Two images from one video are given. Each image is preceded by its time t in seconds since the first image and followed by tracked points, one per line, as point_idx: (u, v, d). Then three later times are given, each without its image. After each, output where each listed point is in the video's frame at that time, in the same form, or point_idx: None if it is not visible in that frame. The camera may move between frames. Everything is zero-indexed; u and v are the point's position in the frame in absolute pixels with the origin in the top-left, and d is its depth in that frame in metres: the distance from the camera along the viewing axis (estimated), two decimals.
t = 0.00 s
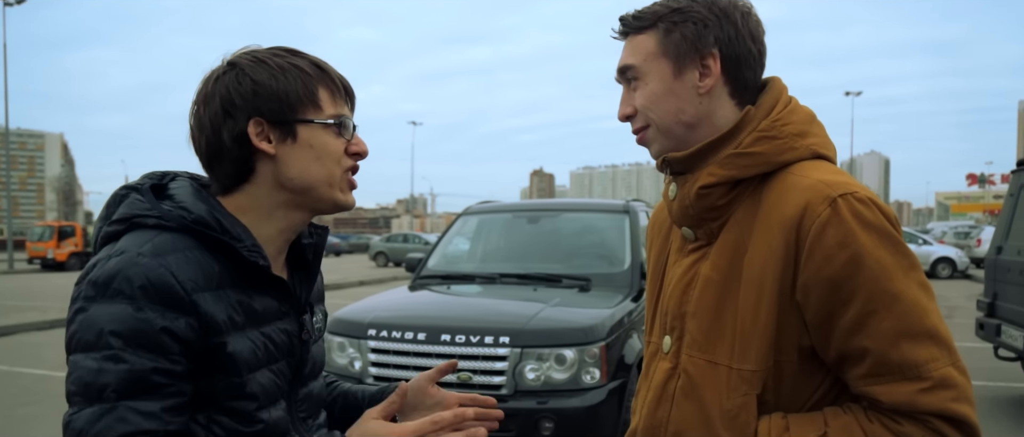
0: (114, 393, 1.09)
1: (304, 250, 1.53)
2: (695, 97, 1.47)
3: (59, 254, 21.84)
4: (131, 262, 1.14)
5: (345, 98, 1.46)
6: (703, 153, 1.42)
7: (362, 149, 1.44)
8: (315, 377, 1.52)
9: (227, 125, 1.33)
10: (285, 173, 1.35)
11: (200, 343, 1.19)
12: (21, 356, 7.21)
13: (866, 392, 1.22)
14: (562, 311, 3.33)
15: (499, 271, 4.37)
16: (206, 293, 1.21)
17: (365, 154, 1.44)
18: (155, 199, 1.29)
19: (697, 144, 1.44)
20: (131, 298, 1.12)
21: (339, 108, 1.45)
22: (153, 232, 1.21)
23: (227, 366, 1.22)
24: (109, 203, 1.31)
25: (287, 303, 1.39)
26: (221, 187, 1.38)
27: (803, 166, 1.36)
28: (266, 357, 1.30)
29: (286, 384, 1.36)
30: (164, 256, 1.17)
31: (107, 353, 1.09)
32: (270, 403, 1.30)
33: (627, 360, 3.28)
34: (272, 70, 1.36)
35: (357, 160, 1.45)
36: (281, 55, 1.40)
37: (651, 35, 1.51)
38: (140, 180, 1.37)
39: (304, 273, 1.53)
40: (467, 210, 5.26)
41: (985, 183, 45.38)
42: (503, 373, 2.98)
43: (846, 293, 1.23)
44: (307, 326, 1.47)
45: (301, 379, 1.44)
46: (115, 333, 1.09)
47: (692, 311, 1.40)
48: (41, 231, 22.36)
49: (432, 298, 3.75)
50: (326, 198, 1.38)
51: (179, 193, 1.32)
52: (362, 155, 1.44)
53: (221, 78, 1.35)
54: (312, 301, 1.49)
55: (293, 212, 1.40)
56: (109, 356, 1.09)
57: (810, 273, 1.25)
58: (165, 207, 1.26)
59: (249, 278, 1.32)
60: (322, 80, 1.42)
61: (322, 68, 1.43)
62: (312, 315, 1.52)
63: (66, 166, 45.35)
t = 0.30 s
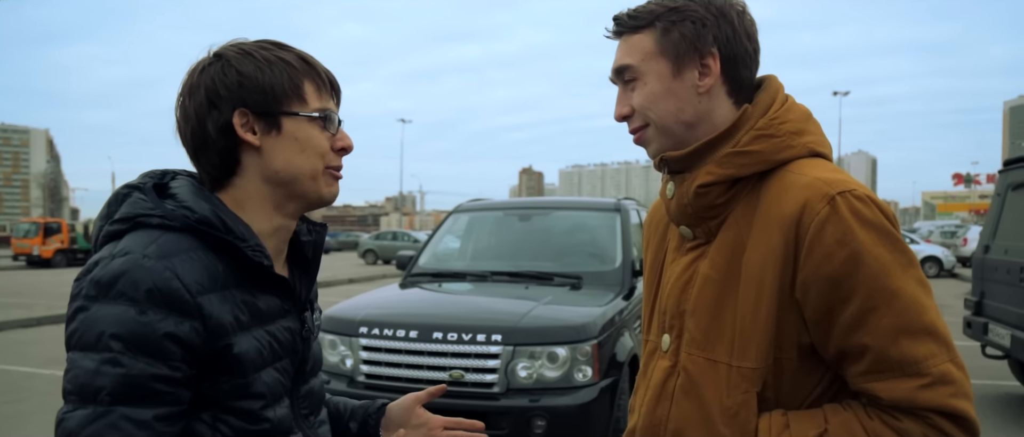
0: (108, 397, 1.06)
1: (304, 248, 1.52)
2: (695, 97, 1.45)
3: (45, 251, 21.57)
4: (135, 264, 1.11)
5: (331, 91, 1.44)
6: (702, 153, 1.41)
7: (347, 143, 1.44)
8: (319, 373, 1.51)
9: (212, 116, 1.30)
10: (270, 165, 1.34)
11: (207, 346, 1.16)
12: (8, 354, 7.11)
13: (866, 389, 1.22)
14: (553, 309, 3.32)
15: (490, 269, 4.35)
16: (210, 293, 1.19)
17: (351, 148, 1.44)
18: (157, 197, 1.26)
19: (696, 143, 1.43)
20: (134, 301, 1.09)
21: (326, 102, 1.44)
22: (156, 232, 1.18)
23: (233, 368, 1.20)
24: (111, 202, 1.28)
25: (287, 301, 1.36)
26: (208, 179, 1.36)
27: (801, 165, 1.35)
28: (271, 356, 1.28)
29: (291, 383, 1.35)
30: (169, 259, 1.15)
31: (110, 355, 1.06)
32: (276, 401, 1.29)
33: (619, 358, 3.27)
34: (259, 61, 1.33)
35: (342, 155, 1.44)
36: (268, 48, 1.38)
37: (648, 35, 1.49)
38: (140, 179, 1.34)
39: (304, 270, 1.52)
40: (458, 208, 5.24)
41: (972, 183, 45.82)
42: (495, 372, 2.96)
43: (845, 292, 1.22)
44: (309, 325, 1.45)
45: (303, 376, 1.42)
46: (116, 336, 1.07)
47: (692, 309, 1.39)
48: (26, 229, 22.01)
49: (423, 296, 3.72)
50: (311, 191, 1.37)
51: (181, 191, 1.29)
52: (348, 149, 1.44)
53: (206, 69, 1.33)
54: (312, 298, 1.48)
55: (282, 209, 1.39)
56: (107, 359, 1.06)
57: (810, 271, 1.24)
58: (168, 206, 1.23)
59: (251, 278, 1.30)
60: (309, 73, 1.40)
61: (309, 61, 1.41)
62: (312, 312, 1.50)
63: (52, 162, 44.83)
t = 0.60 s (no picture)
0: (134, 352, 1.34)
1: (333, 234, 1.78)
2: (689, 93, 1.57)
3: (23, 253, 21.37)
4: (158, 244, 1.39)
5: (344, 106, 1.61)
6: (694, 143, 1.57)
7: (349, 157, 1.58)
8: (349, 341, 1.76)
9: (239, 124, 1.61)
10: (272, 166, 1.58)
11: (217, 310, 1.43)
12: None
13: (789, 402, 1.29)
14: (498, 304, 3.66)
15: (420, 264, 4.55)
16: (224, 266, 1.46)
17: (352, 162, 1.58)
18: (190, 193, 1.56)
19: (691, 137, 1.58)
20: (157, 273, 1.37)
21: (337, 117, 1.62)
22: (185, 218, 1.48)
23: (240, 329, 1.47)
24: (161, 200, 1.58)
25: (307, 276, 1.62)
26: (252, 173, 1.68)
27: (777, 171, 1.40)
28: (285, 322, 1.54)
29: (314, 347, 1.60)
30: (186, 238, 1.42)
31: (139, 317, 1.35)
32: (294, 361, 1.54)
33: (562, 350, 3.73)
34: (275, 79, 1.59)
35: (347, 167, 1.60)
36: (294, 68, 1.61)
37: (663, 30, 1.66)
38: (197, 179, 1.65)
39: (331, 251, 1.77)
40: (377, 204, 5.42)
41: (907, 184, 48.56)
42: (450, 366, 3.27)
43: (774, 307, 1.28)
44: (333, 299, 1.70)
45: (331, 342, 1.67)
46: (143, 302, 1.35)
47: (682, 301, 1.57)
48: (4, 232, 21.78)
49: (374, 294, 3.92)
50: (306, 194, 1.56)
51: (214, 187, 1.58)
52: (349, 163, 1.59)
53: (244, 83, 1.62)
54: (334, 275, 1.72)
55: (295, 206, 1.61)
56: (137, 320, 1.35)
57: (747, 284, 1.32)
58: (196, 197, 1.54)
59: (270, 255, 1.56)
60: (320, 90, 1.60)
61: (321, 81, 1.61)
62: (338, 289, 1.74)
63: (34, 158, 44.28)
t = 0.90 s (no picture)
0: (160, 356, 1.27)
1: (319, 231, 1.72)
2: (708, 91, 1.50)
3: None
4: (177, 241, 1.32)
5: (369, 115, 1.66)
6: (693, 150, 1.50)
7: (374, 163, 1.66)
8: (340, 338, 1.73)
9: (292, 125, 1.46)
10: (322, 174, 1.52)
11: (240, 310, 1.37)
12: None
13: (835, 404, 1.31)
14: (485, 304, 3.61)
15: (407, 263, 4.49)
16: (242, 264, 1.40)
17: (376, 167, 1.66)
18: (192, 187, 1.46)
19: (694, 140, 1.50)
20: (179, 272, 1.30)
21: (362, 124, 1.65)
22: (194, 214, 1.39)
23: (263, 329, 1.41)
24: (152, 195, 1.47)
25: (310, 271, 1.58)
26: (258, 170, 1.51)
27: (790, 177, 1.41)
28: (297, 319, 1.49)
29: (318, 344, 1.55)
30: (206, 235, 1.35)
31: (162, 320, 1.28)
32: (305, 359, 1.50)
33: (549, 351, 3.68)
34: (334, 85, 1.52)
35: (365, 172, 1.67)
36: (335, 72, 1.56)
37: (685, 13, 1.52)
38: (177, 175, 1.53)
39: (316, 249, 1.71)
40: (363, 202, 5.34)
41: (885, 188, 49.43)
42: (437, 366, 3.21)
43: (821, 310, 1.30)
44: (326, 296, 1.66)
45: (326, 339, 1.63)
46: (166, 304, 1.28)
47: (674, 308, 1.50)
48: None
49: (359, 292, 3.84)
50: (343, 198, 1.59)
51: (213, 181, 1.48)
52: (371, 168, 1.67)
53: (291, 81, 1.47)
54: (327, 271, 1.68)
55: (314, 206, 1.59)
56: (159, 324, 1.28)
57: (788, 289, 1.32)
58: (202, 192, 1.44)
59: (277, 250, 1.50)
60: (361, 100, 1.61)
61: (361, 91, 1.62)
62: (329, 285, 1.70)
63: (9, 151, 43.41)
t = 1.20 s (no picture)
0: (239, 364, 1.37)
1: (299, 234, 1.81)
2: (668, 112, 1.62)
3: None
4: (241, 249, 1.42)
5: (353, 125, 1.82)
6: (652, 166, 1.55)
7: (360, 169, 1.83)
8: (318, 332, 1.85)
9: (327, 132, 1.59)
10: (335, 179, 1.67)
11: (291, 314, 1.49)
12: None
13: (793, 388, 1.46)
14: (483, 309, 3.72)
15: (404, 267, 4.60)
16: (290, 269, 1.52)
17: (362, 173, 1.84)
18: (223, 191, 1.54)
19: (649, 158, 1.56)
20: (247, 280, 1.41)
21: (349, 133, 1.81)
22: (240, 220, 1.48)
23: (306, 329, 1.54)
24: (180, 198, 1.52)
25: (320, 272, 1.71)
26: (283, 173, 1.60)
27: (736, 192, 1.56)
28: (319, 317, 1.63)
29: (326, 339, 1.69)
30: (261, 242, 1.47)
31: (238, 327, 1.38)
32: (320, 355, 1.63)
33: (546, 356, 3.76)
34: (350, 97, 1.68)
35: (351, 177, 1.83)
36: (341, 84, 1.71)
37: (653, 37, 1.62)
38: (190, 178, 1.58)
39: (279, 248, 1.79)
40: (359, 205, 5.46)
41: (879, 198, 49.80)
42: (433, 371, 3.32)
43: (786, 308, 1.46)
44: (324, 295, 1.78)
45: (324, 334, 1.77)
46: (241, 312, 1.38)
47: (635, 315, 1.54)
48: None
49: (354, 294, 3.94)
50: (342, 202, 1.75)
51: (240, 184, 1.56)
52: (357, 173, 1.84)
53: (323, 92, 1.60)
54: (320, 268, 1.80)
55: (317, 209, 1.72)
56: (234, 332, 1.37)
57: (759, 290, 1.46)
58: (238, 196, 1.53)
59: (302, 251, 1.63)
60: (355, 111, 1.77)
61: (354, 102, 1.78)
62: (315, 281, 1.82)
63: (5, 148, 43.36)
